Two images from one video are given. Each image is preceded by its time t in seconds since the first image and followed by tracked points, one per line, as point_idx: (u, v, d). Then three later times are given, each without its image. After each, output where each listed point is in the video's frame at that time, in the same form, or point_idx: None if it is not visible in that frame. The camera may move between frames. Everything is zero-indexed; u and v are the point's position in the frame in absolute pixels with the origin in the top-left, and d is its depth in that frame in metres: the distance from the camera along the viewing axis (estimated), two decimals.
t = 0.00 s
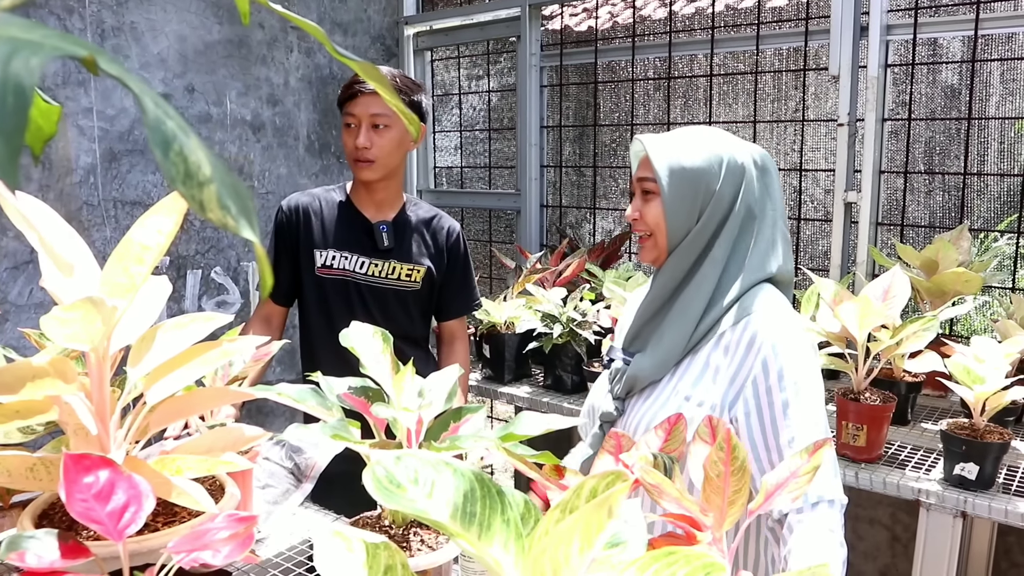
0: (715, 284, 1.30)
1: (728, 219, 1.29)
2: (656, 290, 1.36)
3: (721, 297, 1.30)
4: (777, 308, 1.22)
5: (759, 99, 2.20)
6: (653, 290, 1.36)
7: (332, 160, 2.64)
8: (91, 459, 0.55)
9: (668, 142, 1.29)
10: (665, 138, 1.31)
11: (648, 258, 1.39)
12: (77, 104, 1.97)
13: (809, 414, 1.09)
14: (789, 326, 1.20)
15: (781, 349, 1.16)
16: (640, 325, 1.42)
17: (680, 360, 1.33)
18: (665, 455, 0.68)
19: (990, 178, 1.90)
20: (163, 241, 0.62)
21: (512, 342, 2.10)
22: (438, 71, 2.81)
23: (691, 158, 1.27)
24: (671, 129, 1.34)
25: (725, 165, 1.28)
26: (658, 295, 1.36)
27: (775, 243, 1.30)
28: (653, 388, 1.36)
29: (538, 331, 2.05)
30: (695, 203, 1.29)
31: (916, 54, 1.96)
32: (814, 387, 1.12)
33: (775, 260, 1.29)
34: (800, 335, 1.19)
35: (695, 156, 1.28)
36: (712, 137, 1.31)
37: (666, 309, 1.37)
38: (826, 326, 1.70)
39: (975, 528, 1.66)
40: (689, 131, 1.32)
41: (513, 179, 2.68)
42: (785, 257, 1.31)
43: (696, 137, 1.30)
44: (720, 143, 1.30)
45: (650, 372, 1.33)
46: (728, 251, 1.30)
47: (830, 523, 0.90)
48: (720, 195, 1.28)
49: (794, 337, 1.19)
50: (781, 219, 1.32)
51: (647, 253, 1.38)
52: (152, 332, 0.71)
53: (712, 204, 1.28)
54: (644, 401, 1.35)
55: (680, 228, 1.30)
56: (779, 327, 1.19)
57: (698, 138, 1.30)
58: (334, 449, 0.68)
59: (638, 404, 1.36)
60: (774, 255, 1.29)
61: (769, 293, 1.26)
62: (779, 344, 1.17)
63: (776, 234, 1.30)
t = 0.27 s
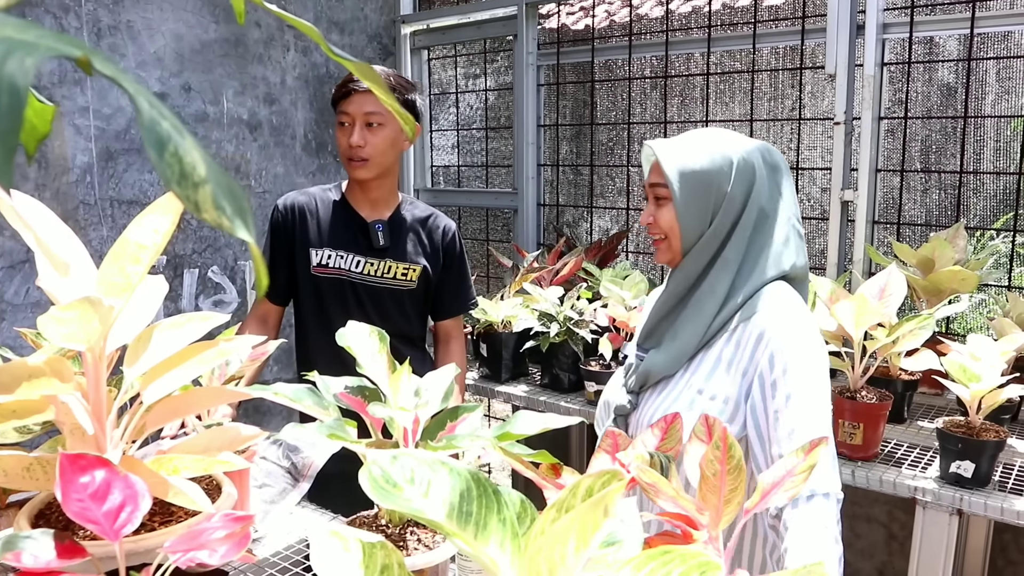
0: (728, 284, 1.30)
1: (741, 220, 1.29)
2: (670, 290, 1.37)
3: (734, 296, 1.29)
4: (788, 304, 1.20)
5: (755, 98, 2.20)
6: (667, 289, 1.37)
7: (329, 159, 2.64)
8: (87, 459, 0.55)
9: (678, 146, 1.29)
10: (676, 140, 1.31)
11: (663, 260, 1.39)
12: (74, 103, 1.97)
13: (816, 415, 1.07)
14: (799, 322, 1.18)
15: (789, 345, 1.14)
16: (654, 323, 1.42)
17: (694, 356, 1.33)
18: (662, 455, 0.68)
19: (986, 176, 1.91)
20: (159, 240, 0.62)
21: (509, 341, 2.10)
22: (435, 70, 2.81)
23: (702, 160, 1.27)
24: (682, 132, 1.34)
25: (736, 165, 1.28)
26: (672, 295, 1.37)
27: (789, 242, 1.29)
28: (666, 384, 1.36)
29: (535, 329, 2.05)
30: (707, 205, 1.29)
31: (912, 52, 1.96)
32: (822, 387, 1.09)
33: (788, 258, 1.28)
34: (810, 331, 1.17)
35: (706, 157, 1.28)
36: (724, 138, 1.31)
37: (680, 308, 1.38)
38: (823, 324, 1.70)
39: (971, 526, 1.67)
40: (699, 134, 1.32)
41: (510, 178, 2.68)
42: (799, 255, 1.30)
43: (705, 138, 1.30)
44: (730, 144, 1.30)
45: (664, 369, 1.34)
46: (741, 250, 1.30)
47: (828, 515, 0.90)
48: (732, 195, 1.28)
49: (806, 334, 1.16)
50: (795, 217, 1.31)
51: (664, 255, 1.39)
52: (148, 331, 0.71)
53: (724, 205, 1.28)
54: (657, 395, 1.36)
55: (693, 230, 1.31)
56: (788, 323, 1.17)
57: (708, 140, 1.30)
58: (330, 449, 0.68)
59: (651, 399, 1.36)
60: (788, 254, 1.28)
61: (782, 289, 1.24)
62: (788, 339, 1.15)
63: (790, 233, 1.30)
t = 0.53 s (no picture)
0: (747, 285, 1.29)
1: (755, 220, 1.29)
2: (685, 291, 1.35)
3: (753, 296, 1.29)
4: (803, 301, 1.23)
5: (753, 96, 2.20)
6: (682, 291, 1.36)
7: (326, 158, 2.64)
8: (85, 459, 0.55)
9: (688, 149, 1.29)
10: (683, 145, 1.30)
11: (678, 265, 1.38)
12: (71, 102, 1.96)
13: (824, 413, 1.08)
14: (812, 319, 1.21)
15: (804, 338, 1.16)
16: (669, 323, 1.40)
17: (715, 354, 1.32)
18: (660, 454, 0.68)
19: (983, 174, 1.91)
20: (156, 241, 0.62)
21: (507, 340, 2.11)
22: (433, 68, 2.80)
23: (712, 163, 1.27)
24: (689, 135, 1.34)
25: (746, 166, 1.28)
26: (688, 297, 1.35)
27: (803, 239, 1.30)
28: (684, 380, 1.36)
29: (533, 328, 2.05)
30: (720, 207, 1.28)
31: (909, 51, 1.96)
32: (827, 387, 1.11)
33: (804, 254, 1.30)
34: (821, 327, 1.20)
35: (716, 160, 1.27)
36: (730, 139, 1.30)
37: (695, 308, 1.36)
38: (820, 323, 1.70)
39: (969, 524, 1.67)
40: (707, 136, 1.31)
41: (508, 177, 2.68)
42: (814, 251, 1.32)
43: (713, 141, 1.29)
44: (738, 144, 1.29)
45: (683, 370, 1.33)
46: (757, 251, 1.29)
47: (825, 508, 0.93)
48: (745, 195, 1.28)
49: (818, 332, 1.19)
50: (807, 214, 1.32)
51: (678, 261, 1.37)
52: (146, 331, 0.71)
53: (737, 208, 1.28)
54: (675, 393, 1.36)
55: (706, 233, 1.30)
56: (802, 320, 1.20)
57: (715, 142, 1.29)
58: (328, 448, 0.67)
59: (670, 396, 1.36)
60: (802, 250, 1.30)
61: (801, 287, 1.27)
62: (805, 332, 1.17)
63: (803, 230, 1.31)
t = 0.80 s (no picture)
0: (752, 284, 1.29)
1: (760, 220, 1.29)
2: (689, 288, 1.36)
3: (757, 295, 1.29)
4: (807, 302, 1.22)
5: (752, 95, 2.20)
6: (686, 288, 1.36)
7: (325, 158, 2.64)
8: (82, 459, 0.55)
9: (695, 147, 1.28)
10: (690, 141, 1.30)
11: (682, 262, 1.38)
12: (68, 101, 1.96)
13: (826, 410, 1.08)
14: (816, 319, 1.20)
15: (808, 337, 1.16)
16: (671, 319, 1.41)
17: (717, 352, 1.32)
18: (659, 453, 0.68)
19: (981, 173, 1.91)
20: (153, 240, 0.61)
21: (505, 339, 2.11)
22: (431, 68, 2.80)
23: (718, 161, 1.27)
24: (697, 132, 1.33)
25: (753, 165, 1.27)
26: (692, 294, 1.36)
27: (809, 241, 1.30)
28: (686, 376, 1.36)
29: (531, 328, 2.05)
30: (724, 205, 1.28)
31: (907, 50, 1.96)
32: (829, 385, 1.11)
33: (810, 257, 1.30)
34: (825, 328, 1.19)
35: (722, 158, 1.27)
36: (738, 138, 1.30)
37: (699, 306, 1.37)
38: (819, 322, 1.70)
39: (967, 523, 1.67)
40: (715, 134, 1.31)
41: (507, 176, 2.68)
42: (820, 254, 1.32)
43: (720, 139, 1.29)
44: (746, 142, 1.29)
45: (686, 368, 1.34)
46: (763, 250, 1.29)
47: (824, 506, 0.93)
48: (751, 195, 1.28)
49: (821, 332, 1.18)
50: (813, 216, 1.31)
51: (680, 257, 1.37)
52: (144, 330, 0.70)
53: (742, 207, 1.28)
54: (677, 389, 1.36)
55: (710, 231, 1.30)
56: (807, 319, 1.20)
57: (722, 140, 1.29)
58: (326, 448, 0.67)
59: (671, 393, 1.37)
60: (808, 253, 1.30)
61: (803, 288, 1.26)
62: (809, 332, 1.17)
63: (809, 231, 1.31)
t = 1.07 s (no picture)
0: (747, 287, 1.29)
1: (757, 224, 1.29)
2: (683, 289, 1.36)
3: (752, 299, 1.29)
4: (803, 305, 1.22)
5: (750, 94, 2.20)
6: (680, 289, 1.36)
7: (323, 157, 2.64)
8: (79, 459, 0.55)
9: (697, 143, 1.30)
10: (692, 138, 1.31)
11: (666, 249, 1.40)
12: (66, 100, 1.95)
13: (825, 412, 1.08)
14: (812, 320, 1.20)
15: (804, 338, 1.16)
16: (666, 321, 1.40)
17: (711, 357, 1.33)
18: (658, 453, 0.68)
19: (980, 172, 1.91)
20: (151, 239, 0.61)
21: (504, 338, 2.10)
22: (429, 67, 2.80)
23: (715, 160, 1.27)
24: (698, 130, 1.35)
25: (752, 168, 1.28)
26: (686, 295, 1.36)
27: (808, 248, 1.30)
28: (681, 380, 1.36)
29: (530, 327, 2.05)
30: (718, 205, 1.29)
31: (906, 48, 1.96)
32: (827, 384, 1.11)
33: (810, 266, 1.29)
34: (822, 329, 1.19)
35: (720, 158, 1.28)
36: (739, 139, 1.30)
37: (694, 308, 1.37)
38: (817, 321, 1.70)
39: (966, 522, 1.67)
40: (718, 133, 1.32)
41: (505, 175, 2.68)
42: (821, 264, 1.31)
43: (721, 139, 1.30)
44: (747, 144, 1.29)
45: (679, 370, 1.34)
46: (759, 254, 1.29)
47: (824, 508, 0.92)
48: (743, 196, 1.28)
49: (819, 333, 1.18)
50: (811, 225, 1.31)
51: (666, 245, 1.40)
52: (142, 330, 0.70)
53: (738, 209, 1.28)
54: (672, 392, 1.36)
55: (702, 227, 1.31)
56: (804, 320, 1.19)
57: (722, 140, 1.29)
58: (324, 447, 0.67)
59: (666, 396, 1.37)
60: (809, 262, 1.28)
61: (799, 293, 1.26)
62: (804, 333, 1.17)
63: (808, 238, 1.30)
